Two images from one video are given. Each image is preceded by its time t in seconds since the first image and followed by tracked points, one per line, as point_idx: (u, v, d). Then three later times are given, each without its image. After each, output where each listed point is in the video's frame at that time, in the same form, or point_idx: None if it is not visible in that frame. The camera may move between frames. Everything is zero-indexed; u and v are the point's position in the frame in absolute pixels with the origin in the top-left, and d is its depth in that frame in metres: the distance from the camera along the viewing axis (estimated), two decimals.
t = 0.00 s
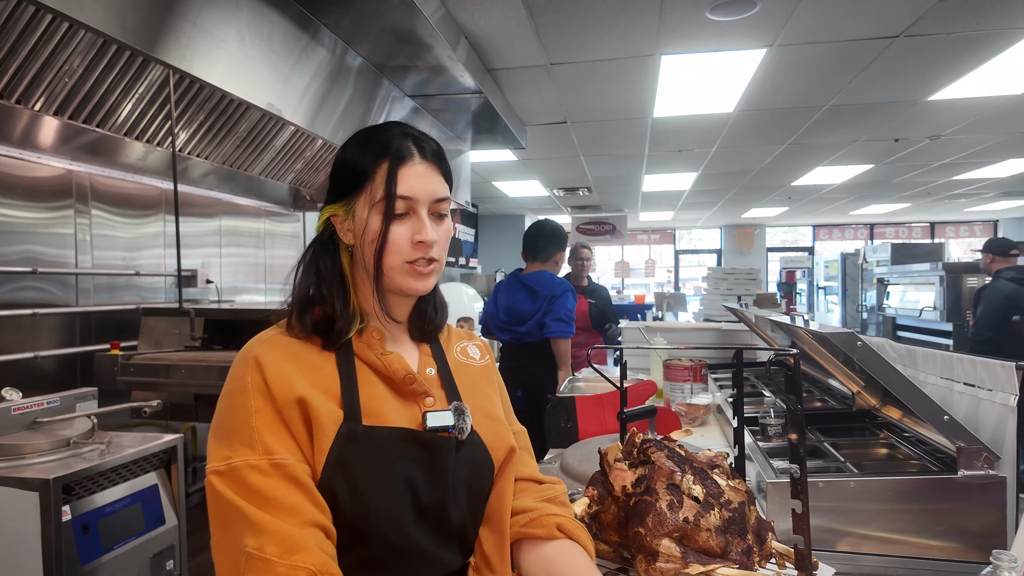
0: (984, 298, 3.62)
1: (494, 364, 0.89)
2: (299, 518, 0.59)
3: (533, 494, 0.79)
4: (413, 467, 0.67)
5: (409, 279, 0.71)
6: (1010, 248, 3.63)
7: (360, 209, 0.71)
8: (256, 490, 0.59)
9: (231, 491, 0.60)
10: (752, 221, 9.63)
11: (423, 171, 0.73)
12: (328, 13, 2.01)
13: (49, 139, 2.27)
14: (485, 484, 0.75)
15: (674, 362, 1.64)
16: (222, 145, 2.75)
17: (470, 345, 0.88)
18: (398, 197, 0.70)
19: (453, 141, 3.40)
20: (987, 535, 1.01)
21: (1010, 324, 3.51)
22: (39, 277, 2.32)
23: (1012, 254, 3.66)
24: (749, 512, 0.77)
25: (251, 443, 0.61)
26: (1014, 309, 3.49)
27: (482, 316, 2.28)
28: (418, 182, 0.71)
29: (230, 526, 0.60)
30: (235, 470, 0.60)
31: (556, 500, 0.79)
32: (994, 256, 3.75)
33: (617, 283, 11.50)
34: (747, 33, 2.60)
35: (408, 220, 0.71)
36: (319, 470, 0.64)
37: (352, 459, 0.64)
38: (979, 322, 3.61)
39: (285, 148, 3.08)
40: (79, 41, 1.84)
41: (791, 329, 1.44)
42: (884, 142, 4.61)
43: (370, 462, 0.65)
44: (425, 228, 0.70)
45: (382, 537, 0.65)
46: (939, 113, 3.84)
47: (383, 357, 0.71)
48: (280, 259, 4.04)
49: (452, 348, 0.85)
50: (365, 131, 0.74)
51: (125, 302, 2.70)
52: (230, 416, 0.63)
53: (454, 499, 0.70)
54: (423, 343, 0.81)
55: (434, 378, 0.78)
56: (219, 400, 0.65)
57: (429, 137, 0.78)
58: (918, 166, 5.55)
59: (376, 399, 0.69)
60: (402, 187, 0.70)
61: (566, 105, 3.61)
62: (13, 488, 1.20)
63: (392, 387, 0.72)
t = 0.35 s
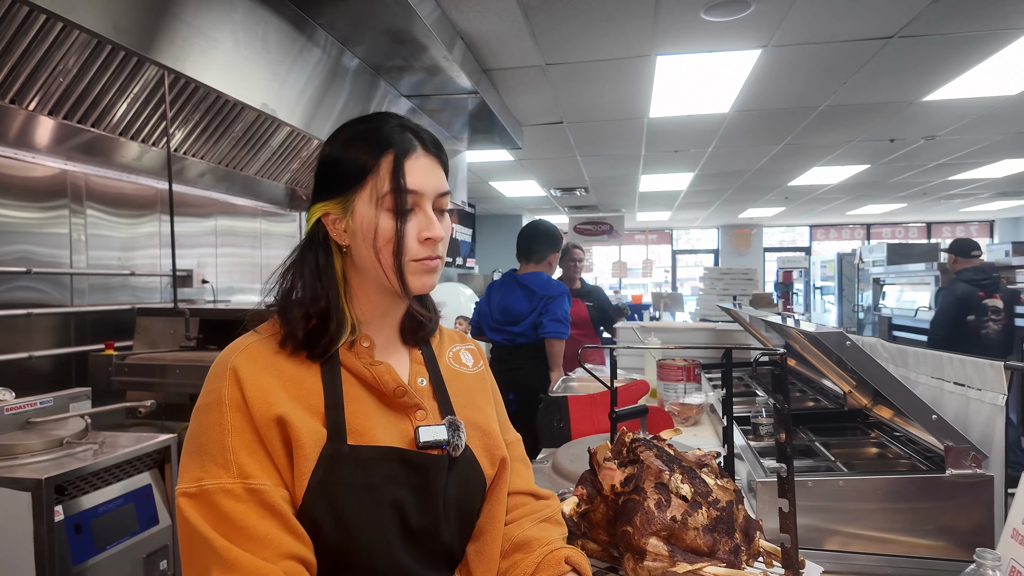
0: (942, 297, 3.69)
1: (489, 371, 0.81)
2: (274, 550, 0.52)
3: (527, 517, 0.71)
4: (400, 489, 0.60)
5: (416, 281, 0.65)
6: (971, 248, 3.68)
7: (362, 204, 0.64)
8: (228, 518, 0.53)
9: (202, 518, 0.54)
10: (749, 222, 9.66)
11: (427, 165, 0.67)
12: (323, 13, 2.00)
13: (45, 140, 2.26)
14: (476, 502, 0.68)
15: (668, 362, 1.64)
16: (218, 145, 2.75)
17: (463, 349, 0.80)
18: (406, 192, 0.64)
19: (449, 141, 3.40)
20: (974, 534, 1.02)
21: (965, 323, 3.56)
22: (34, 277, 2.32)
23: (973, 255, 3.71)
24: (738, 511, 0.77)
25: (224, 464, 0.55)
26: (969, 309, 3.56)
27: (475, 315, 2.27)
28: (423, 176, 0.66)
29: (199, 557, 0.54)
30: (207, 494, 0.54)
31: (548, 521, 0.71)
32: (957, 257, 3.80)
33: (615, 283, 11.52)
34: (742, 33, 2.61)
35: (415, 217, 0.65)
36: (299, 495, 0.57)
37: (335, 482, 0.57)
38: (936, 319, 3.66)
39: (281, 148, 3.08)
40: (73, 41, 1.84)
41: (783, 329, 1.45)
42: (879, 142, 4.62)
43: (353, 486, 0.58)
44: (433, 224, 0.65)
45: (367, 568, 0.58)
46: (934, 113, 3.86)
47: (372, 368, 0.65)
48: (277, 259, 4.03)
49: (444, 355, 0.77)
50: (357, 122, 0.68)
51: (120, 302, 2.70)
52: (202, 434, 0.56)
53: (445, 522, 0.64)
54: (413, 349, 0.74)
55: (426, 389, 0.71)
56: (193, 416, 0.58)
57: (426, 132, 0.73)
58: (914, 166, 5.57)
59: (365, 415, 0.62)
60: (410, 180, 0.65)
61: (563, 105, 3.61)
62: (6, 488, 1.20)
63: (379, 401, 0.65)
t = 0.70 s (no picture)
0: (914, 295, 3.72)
1: (486, 365, 0.76)
2: (256, 541, 0.49)
3: (520, 512, 0.66)
4: (390, 484, 0.57)
5: (357, 263, 0.59)
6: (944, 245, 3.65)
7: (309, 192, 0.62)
8: (211, 507, 0.50)
9: (185, 508, 0.51)
10: (746, 221, 9.67)
11: (359, 136, 0.60)
12: (317, 9, 1.99)
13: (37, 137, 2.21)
14: (469, 498, 0.64)
15: (663, 357, 1.64)
16: (212, 142, 2.75)
17: (459, 343, 0.75)
18: (330, 170, 0.59)
19: (445, 138, 3.39)
20: (966, 527, 1.02)
21: (935, 319, 3.59)
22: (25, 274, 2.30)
23: (945, 253, 3.66)
24: (730, 502, 0.77)
25: (209, 451, 0.52)
26: (939, 306, 3.59)
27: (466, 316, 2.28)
28: (351, 148, 0.59)
29: (180, 549, 0.51)
30: (191, 481, 0.51)
31: (542, 517, 0.68)
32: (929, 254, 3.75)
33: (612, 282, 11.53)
34: (737, 30, 2.61)
35: (348, 195, 0.59)
36: (286, 487, 0.54)
37: (322, 476, 0.54)
38: (907, 315, 3.69)
39: (276, 145, 3.08)
40: (65, 36, 1.83)
41: (779, 323, 1.45)
42: (875, 141, 4.63)
43: (342, 480, 0.55)
44: (363, 199, 0.58)
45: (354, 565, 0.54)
46: (930, 112, 3.87)
47: (362, 358, 0.61)
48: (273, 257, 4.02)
49: (440, 347, 0.72)
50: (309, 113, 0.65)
51: (114, 300, 2.68)
52: (187, 420, 0.53)
53: (437, 519, 0.61)
54: (408, 341, 0.70)
55: (420, 383, 0.66)
56: (180, 400, 0.55)
57: (382, 101, 0.65)
58: (910, 165, 5.59)
59: (354, 407, 0.59)
60: (333, 156, 0.59)
61: (559, 103, 3.61)
62: None
63: (372, 392, 0.62)
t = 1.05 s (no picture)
0: (901, 288, 3.76)
1: (482, 327, 0.79)
2: (261, 476, 0.51)
3: (513, 463, 0.70)
4: (389, 430, 0.59)
5: (359, 217, 0.61)
6: (926, 239, 3.74)
7: (312, 151, 0.65)
8: (219, 445, 0.51)
9: (194, 446, 0.52)
10: (740, 219, 9.74)
11: (361, 97, 0.63)
12: None
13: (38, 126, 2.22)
14: (464, 449, 0.67)
15: (655, 340, 1.66)
16: (209, 135, 2.78)
17: (456, 305, 0.78)
18: (333, 129, 0.62)
19: (441, 132, 3.42)
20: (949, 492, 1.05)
21: (922, 310, 3.63)
22: (23, 264, 2.31)
23: (929, 248, 3.80)
24: (717, 459, 0.80)
25: (217, 394, 0.53)
26: (925, 297, 3.63)
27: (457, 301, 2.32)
28: (353, 107, 0.62)
29: (189, 486, 0.52)
30: (199, 422, 0.52)
31: (535, 467, 0.70)
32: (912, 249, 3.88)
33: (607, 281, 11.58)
34: (730, 22, 2.64)
35: (350, 153, 0.62)
36: (290, 430, 0.55)
37: (325, 421, 0.56)
38: (893, 307, 3.74)
39: (272, 138, 3.11)
40: (64, 24, 1.84)
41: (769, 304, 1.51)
42: (867, 136, 4.68)
43: (343, 424, 0.56)
44: (365, 156, 0.61)
45: (357, 504, 0.57)
46: (920, 106, 3.92)
47: (363, 312, 0.63)
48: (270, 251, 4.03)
49: (437, 308, 0.75)
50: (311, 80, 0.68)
51: (112, 290, 2.70)
52: (196, 365, 0.55)
53: (435, 466, 0.63)
54: (406, 300, 0.72)
55: (418, 339, 0.69)
56: (188, 349, 0.57)
57: (384, 67, 0.68)
58: (902, 161, 5.65)
59: (355, 358, 0.60)
60: (336, 115, 0.62)
61: (554, 96, 3.64)
62: None
63: (371, 345, 0.63)
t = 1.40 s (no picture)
0: (894, 284, 3.79)
1: (501, 317, 0.89)
2: (326, 440, 0.60)
3: (530, 434, 0.80)
4: (427, 403, 0.69)
5: (400, 221, 0.72)
6: (907, 239, 3.88)
7: (358, 163, 0.75)
8: (289, 414, 0.60)
9: (267, 416, 0.61)
10: (730, 220, 9.91)
11: (401, 118, 0.73)
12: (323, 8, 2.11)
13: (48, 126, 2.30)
14: (489, 422, 0.77)
15: (649, 335, 1.75)
16: (214, 137, 2.84)
17: (478, 297, 0.88)
18: (378, 145, 0.72)
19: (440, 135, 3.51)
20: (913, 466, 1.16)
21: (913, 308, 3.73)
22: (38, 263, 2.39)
23: (910, 248, 3.94)
24: (706, 433, 0.90)
25: (286, 371, 0.62)
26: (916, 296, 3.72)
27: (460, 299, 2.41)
28: (395, 127, 0.72)
29: (263, 449, 0.61)
30: (272, 395, 0.61)
31: (549, 438, 0.81)
32: (895, 250, 4.02)
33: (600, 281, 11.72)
34: (719, 31, 2.76)
35: (392, 167, 0.72)
36: (347, 402, 0.65)
37: (377, 395, 0.66)
38: (889, 303, 3.74)
39: (276, 140, 3.19)
40: (81, 32, 1.92)
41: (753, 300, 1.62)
42: (852, 140, 4.83)
43: (390, 397, 0.66)
44: (405, 169, 0.71)
45: (402, 465, 0.67)
46: (902, 111, 4.07)
47: (402, 304, 0.73)
48: (270, 251, 4.10)
49: (462, 300, 0.85)
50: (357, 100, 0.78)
51: (122, 288, 2.78)
52: (266, 347, 0.64)
53: (464, 435, 0.73)
54: (437, 293, 0.82)
55: (447, 327, 0.79)
56: (256, 334, 0.66)
57: (419, 90, 0.78)
58: (886, 164, 5.82)
59: (397, 343, 0.70)
60: (381, 134, 0.72)
61: (549, 101, 3.74)
62: (35, 444, 1.28)
63: (409, 332, 0.73)
